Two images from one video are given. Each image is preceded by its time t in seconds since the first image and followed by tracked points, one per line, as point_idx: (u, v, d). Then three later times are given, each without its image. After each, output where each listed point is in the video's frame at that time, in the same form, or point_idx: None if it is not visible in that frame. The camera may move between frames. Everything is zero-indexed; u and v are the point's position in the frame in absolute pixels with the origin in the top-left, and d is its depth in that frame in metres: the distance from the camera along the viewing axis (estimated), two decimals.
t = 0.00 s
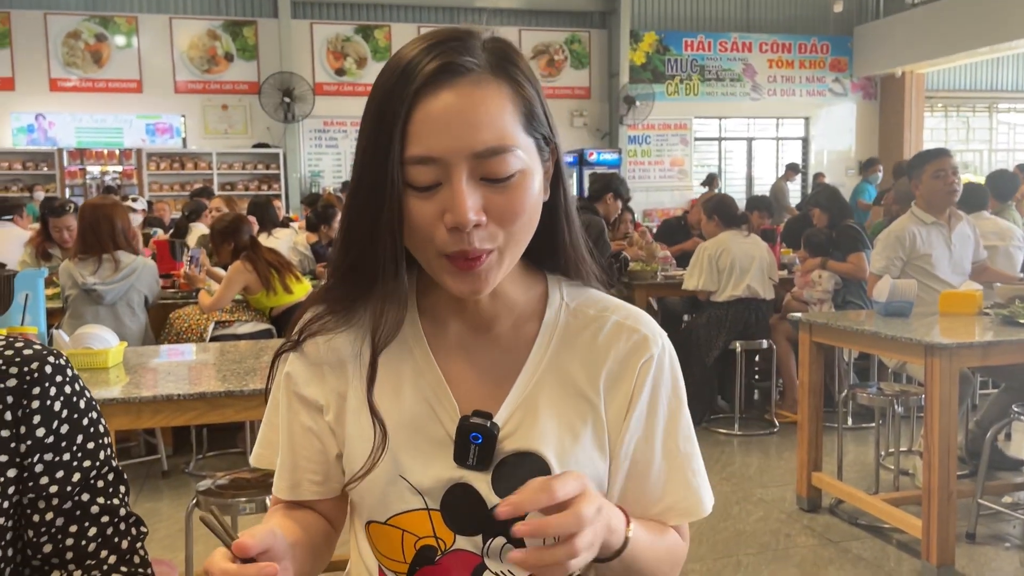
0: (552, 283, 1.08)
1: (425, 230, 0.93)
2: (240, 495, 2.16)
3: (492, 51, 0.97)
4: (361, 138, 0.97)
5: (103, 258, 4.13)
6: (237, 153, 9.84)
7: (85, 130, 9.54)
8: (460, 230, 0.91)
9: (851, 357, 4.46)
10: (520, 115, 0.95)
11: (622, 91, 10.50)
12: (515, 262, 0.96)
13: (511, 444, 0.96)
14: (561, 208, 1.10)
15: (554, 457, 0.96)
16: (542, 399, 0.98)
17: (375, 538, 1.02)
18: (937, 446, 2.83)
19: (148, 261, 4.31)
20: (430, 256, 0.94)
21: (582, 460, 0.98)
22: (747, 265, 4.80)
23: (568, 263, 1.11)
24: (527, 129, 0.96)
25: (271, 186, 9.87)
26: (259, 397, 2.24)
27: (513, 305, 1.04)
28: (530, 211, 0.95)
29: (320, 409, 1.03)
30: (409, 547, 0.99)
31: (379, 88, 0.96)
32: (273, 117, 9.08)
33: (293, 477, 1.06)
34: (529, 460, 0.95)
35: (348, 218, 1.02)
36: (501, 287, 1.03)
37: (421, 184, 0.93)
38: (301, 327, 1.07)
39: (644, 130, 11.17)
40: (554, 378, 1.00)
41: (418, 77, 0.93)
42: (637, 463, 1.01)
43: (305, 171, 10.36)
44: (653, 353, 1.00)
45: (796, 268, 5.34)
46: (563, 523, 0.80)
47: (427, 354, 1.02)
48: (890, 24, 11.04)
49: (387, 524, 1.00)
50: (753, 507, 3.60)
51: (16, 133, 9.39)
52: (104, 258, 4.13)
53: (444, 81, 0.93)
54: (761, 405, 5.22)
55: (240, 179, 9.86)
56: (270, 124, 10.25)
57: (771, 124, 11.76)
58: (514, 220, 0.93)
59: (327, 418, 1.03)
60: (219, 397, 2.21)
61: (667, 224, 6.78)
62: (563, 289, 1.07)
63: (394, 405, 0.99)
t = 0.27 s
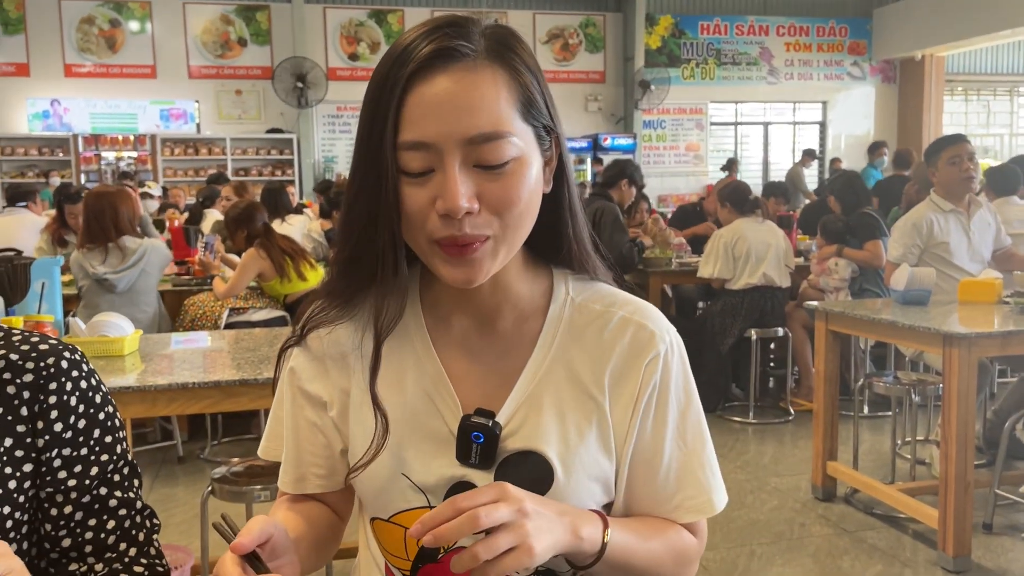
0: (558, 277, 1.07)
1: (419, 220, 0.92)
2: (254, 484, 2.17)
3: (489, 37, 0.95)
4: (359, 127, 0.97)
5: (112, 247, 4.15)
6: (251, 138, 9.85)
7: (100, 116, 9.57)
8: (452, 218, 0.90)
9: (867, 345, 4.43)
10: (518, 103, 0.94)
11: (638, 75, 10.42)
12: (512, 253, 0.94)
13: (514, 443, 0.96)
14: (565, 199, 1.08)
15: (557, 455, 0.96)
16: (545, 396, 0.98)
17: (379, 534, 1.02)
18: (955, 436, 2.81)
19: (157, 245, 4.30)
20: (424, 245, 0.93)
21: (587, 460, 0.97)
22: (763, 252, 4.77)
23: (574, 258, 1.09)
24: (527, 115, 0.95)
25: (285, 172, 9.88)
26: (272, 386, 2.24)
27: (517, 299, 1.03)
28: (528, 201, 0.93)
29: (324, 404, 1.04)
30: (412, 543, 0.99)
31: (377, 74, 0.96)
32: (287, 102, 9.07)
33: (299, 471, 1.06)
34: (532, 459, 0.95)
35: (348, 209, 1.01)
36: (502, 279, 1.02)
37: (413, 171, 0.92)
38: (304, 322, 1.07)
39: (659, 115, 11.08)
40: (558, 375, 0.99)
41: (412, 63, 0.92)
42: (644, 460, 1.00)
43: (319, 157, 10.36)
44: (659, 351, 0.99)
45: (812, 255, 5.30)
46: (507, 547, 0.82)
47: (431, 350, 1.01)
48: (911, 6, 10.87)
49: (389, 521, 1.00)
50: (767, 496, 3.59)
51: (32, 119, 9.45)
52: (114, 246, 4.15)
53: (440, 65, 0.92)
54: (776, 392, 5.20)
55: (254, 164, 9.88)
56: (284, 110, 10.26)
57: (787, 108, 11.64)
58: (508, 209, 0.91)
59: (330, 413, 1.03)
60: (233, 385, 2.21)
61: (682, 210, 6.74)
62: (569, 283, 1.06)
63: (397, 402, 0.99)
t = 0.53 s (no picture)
0: (567, 274, 1.07)
1: (415, 213, 0.92)
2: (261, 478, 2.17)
3: (483, 30, 0.95)
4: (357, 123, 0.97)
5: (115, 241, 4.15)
6: (258, 131, 9.85)
7: (107, 109, 9.57)
8: (447, 208, 0.89)
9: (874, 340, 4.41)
10: (513, 95, 0.93)
11: (646, 68, 10.37)
12: (511, 245, 0.93)
13: (529, 444, 0.96)
14: (569, 194, 1.07)
15: (573, 453, 0.96)
16: (559, 394, 0.97)
17: (395, 540, 1.01)
18: (962, 432, 2.80)
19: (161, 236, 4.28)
20: (421, 237, 0.93)
21: (602, 456, 0.97)
22: (769, 247, 4.76)
23: (581, 254, 1.09)
24: (523, 106, 0.94)
25: (292, 165, 9.88)
26: (279, 381, 2.25)
27: (523, 297, 1.02)
28: (527, 193, 0.92)
29: (335, 411, 1.04)
30: (430, 548, 0.99)
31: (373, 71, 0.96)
32: (293, 95, 9.05)
33: (311, 479, 1.06)
34: (549, 459, 0.95)
35: (350, 206, 1.01)
36: (507, 276, 1.01)
37: (407, 162, 0.92)
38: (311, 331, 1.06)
39: (666, 108, 11.03)
40: (572, 372, 0.99)
41: (406, 55, 0.92)
42: (660, 455, 1.00)
43: (326, 150, 10.34)
44: (670, 346, 0.99)
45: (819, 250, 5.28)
46: (530, 543, 0.83)
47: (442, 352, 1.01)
48: None
49: (405, 527, 1.00)
50: (773, 492, 3.59)
51: (40, 112, 9.46)
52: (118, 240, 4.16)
53: (434, 58, 0.92)
54: (783, 388, 5.19)
55: (261, 157, 9.88)
56: (291, 103, 10.26)
57: (796, 102, 11.58)
58: (505, 198, 0.91)
59: (341, 421, 1.04)
60: (240, 380, 2.22)
61: (689, 204, 6.71)
62: (578, 280, 1.06)
63: (410, 407, 0.99)
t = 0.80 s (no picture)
0: (578, 277, 1.08)
1: (428, 206, 0.93)
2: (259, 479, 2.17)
3: (503, 30, 0.96)
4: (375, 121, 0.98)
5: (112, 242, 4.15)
6: (257, 131, 9.86)
7: (106, 108, 9.57)
8: (459, 201, 0.90)
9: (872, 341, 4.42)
10: (529, 95, 0.94)
11: (644, 69, 10.38)
12: (524, 242, 0.94)
13: (545, 448, 0.96)
14: (583, 194, 1.08)
15: (589, 456, 0.96)
16: (573, 396, 0.98)
17: (409, 545, 1.00)
18: (959, 433, 2.80)
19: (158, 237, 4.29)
20: (432, 231, 0.94)
21: (616, 458, 0.98)
22: (767, 248, 4.77)
23: (594, 256, 1.10)
24: (540, 107, 0.95)
25: (291, 165, 9.89)
26: (277, 382, 2.25)
27: (536, 301, 1.03)
28: (542, 191, 0.93)
29: (343, 418, 1.03)
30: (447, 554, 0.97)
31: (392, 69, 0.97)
32: (292, 95, 9.06)
33: (318, 485, 1.05)
34: (566, 463, 0.94)
35: (365, 204, 1.02)
36: (520, 278, 1.02)
37: (423, 154, 0.93)
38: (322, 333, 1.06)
39: (665, 108, 11.03)
40: (585, 374, 0.99)
41: (425, 52, 0.93)
42: (669, 458, 1.01)
43: (325, 150, 10.32)
44: (680, 349, 1.00)
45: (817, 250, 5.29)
46: (544, 559, 0.83)
47: (455, 357, 1.01)
48: None
49: (421, 532, 0.98)
50: (771, 493, 3.59)
51: (38, 112, 9.45)
52: (117, 241, 4.16)
53: (453, 55, 0.93)
54: (781, 388, 5.20)
55: (259, 157, 9.89)
56: (290, 103, 10.26)
57: (794, 102, 11.59)
58: (520, 193, 0.91)
59: (350, 428, 1.02)
60: (238, 381, 2.22)
61: (688, 205, 6.72)
62: (588, 283, 1.07)
63: (423, 412, 0.99)
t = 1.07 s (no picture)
0: (584, 276, 1.09)
1: (449, 195, 0.94)
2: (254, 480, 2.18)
3: (524, 25, 0.98)
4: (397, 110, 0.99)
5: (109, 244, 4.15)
6: (252, 134, 9.86)
7: (100, 111, 9.55)
8: (482, 189, 0.92)
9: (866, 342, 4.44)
10: (551, 88, 0.96)
11: (638, 72, 10.41)
12: (540, 235, 0.95)
13: (552, 445, 0.96)
14: (595, 192, 1.10)
15: (592, 454, 0.97)
16: (579, 394, 0.99)
17: (409, 542, 0.99)
18: (951, 433, 2.81)
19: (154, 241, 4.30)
20: (451, 220, 0.95)
21: (619, 456, 0.98)
22: (761, 249, 4.78)
23: (601, 253, 1.12)
24: (560, 103, 0.97)
25: (286, 168, 9.90)
26: (273, 383, 2.26)
27: (546, 298, 1.04)
28: (560, 183, 0.95)
29: (345, 412, 1.02)
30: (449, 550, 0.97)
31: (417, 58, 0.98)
32: (287, 98, 9.06)
33: (317, 482, 1.05)
34: (572, 460, 0.95)
35: (382, 195, 1.02)
36: (533, 273, 1.03)
37: (447, 142, 0.95)
38: (328, 326, 1.05)
39: (660, 111, 11.06)
40: (590, 372, 1.00)
41: (449, 44, 0.94)
42: (669, 458, 1.02)
43: (320, 153, 10.30)
44: (685, 352, 1.01)
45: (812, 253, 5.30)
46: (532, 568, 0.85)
47: (462, 353, 1.01)
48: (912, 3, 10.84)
49: (424, 528, 0.98)
50: (766, 493, 3.60)
51: (32, 114, 9.47)
52: (113, 242, 4.16)
53: (479, 47, 0.94)
54: (775, 389, 5.22)
55: (254, 160, 9.90)
56: (285, 106, 10.25)
57: (789, 105, 11.62)
58: (541, 182, 0.93)
59: (352, 423, 1.01)
60: (233, 382, 2.22)
61: (682, 207, 6.74)
62: (594, 284, 1.09)
63: (429, 408, 0.99)
